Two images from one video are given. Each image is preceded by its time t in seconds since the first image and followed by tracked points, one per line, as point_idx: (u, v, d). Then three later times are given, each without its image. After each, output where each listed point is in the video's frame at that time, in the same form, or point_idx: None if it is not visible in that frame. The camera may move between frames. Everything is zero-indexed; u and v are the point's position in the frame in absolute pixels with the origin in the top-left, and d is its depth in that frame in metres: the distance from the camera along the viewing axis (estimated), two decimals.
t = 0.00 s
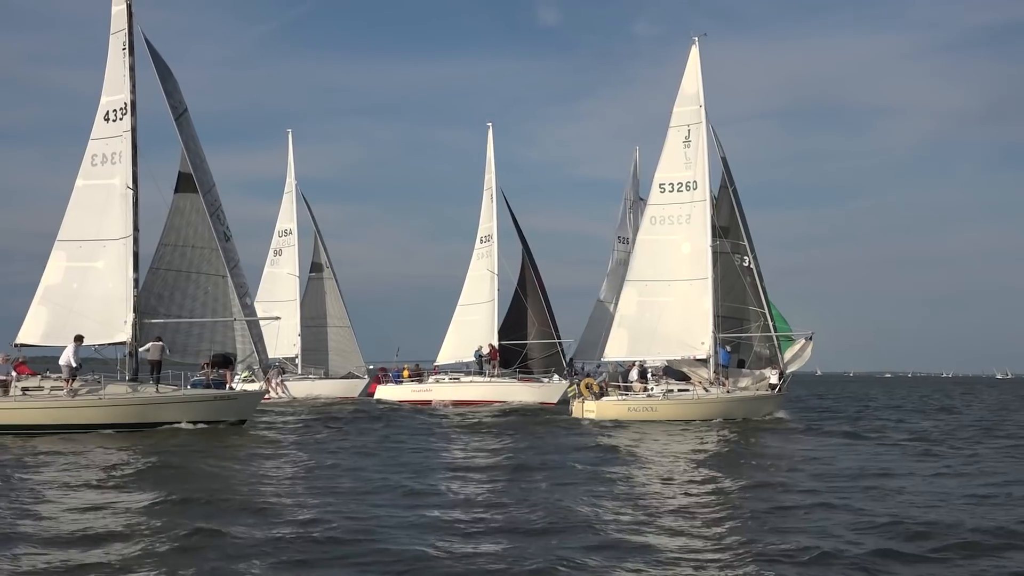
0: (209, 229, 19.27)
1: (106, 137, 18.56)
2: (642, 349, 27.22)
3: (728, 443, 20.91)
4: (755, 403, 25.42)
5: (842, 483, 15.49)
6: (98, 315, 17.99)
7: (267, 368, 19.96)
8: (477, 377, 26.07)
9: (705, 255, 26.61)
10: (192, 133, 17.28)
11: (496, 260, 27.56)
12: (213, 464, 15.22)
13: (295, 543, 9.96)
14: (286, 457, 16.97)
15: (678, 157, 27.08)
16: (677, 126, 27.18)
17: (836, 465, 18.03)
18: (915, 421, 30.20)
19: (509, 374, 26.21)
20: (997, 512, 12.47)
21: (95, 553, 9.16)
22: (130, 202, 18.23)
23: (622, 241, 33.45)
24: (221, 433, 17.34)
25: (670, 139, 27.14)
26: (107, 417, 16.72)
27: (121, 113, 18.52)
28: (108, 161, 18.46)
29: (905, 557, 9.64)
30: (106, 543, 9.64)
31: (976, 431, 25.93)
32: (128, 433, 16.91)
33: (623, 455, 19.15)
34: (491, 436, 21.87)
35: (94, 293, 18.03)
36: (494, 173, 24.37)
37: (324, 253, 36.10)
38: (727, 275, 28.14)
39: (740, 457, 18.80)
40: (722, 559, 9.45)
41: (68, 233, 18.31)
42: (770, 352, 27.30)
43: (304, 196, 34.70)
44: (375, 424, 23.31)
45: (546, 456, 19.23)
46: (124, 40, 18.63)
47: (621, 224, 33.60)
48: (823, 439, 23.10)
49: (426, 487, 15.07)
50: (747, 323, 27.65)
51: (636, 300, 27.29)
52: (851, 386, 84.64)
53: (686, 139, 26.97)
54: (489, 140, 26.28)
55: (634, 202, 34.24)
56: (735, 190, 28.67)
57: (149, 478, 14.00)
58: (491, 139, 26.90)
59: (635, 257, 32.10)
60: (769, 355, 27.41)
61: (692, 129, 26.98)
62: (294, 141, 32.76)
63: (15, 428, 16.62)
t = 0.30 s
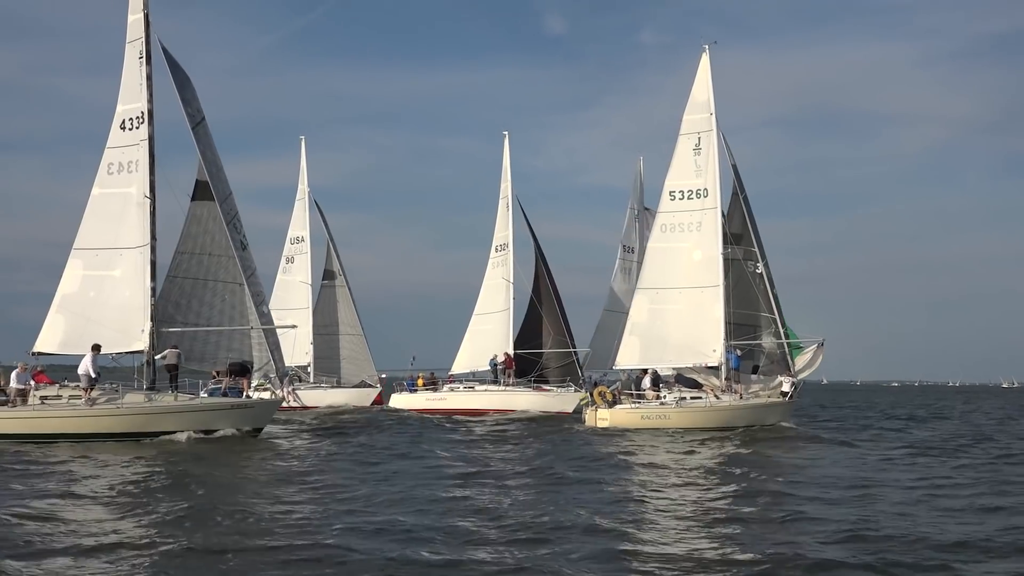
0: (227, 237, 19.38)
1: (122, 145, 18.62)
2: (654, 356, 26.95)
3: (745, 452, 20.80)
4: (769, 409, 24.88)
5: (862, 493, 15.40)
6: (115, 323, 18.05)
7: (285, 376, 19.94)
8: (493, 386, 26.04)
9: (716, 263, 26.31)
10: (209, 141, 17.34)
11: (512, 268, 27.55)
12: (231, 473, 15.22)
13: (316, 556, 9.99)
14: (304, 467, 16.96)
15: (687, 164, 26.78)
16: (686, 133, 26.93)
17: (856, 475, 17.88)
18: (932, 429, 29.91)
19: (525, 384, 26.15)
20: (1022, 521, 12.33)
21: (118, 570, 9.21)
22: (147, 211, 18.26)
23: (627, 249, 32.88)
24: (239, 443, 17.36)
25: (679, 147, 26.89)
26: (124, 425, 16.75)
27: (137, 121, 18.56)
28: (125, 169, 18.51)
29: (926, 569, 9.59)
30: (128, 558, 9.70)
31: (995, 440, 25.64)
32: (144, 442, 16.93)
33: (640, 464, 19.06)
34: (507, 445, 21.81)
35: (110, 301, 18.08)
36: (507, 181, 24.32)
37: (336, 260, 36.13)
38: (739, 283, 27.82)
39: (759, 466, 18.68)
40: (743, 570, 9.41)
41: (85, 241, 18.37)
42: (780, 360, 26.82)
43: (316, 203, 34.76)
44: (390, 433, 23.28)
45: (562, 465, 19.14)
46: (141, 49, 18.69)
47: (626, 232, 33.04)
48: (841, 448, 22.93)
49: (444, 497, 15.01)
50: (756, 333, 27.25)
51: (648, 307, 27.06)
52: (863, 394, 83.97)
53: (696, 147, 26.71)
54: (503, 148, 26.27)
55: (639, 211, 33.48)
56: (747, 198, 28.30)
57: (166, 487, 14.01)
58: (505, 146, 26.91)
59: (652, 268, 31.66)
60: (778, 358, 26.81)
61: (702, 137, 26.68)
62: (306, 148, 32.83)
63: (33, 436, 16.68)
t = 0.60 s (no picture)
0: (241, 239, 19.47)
1: (135, 147, 18.63)
2: (663, 358, 26.61)
3: (759, 454, 20.72)
4: (779, 410, 24.52)
5: (879, 494, 15.30)
6: (128, 324, 18.05)
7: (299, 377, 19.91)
8: (506, 387, 26.04)
9: (726, 264, 25.93)
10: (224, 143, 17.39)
11: (523, 269, 27.59)
12: (247, 473, 15.20)
13: (335, 554, 9.97)
14: (319, 467, 16.93)
15: (697, 166, 26.35)
16: (695, 135, 26.44)
17: (873, 476, 17.76)
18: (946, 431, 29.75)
19: (538, 386, 26.11)
20: None
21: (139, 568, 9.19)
22: (160, 213, 18.27)
23: (630, 253, 32.54)
24: (254, 444, 17.36)
25: (688, 149, 26.42)
26: (139, 427, 16.75)
27: (151, 123, 18.58)
28: (138, 171, 18.53)
29: (950, 569, 9.51)
30: (147, 558, 9.68)
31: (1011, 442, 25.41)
32: (160, 443, 16.93)
33: (655, 465, 18.97)
34: (520, 446, 21.76)
35: (124, 303, 18.08)
36: (518, 182, 24.27)
37: (346, 262, 36.14)
38: (749, 286, 27.53)
39: (774, 468, 18.57)
40: (765, 570, 9.36)
41: (99, 243, 18.39)
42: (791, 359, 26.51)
43: (326, 204, 34.77)
44: (402, 434, 23.22)
45: (576, 466, 19.07)
46: (154, 51, 18.71)
47: (629, 237, 32.73)
48: (855, 450, 22.79)
49: (460, 498, 14.95)
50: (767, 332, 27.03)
51: (657, 309, 26.69)
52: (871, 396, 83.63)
53: (705, 148, 26.25)
54: (515, 149, 26.19)
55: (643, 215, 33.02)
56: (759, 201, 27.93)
57: (182, 487, 14.01)
58: (516, 147, 26.86)
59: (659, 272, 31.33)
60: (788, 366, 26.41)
61: (712, 138, 26.22)
62: (316, 150, 32.86)
63: (47, 437, 16.72)
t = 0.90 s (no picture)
0: (249, 239, 19.53)
1: (143, 148, 18.69)
2: (668, 360, 26.45)
3: (766, 454, 20.73)
4: (782, 413, 24.31)
5: (888, 495, 15.32)
6: (137, 325, 18.11)
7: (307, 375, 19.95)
8: (513, 387, 26.08)
9: (732, 266, 25.77)
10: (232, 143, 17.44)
11: (529, 268, 27.64)
12: (255, 472, 15.27)
13: (347, 553, 10.00)
14: (327, 466, 16.98)
15: (703, 168, 26.33)
16: (701, 138, 26.36)
17: (880, 477, 17.77)
18: (953, 432, 29.70)
19: (544, 386, 26.15)
20: None
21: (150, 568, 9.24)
22: (168, 213, 18.32)
23: (624, 253, 32.50)
24: (262, 443, 17.41)
25: (695, 152, 26.36)
26: (149, 426, 16.84)
27: (158, 124, 18.63)
28: (146, 171, 18.59)
29: (961, 570, 9.52)
30: (159, 556, 9.74)
31: (1018, 443, 25.36)
32: (169, 442, 17.00)
33: (661, 465, 19.01)
34: (526, 445, 21.80)
35: (132, 303, 18.15)
36: (524, 182, 24.29)
37: (349, 261, 36.19)
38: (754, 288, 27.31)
39: (781, 468, 18.58)
40: (777, 571, 9.38)
41: (107, 243, 18.46)
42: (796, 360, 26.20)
43: (330, 205, 34.82)
44: (409, 433, 23.28)
45: (584, 465, 19.12)
46: (162, 51, 18.76)
47: (625, 239, 32.66)
48: (862, 451, 22.78)
49: (467, 497, 14.99)
50: (772, 334, 26.77)
51: (662, 310, 26.55)
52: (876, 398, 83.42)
53: (712, 151, 26.16)
54: (521, 149, 26.22)
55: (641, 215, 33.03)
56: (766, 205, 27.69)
57: (192, 486, 14.08)
58: (522, 147, 26.88)
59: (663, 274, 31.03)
60: (793, 367, 26.12)
61: (719, 141, 26.12)
62: (321, 149, 32.90)
63: (56, 437, 16.80)
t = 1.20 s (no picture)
0: (258, 240, 19.65)
1: (153, 148, 18.73)
2: (674, 363, 26.18)
3: (775, 456, 20.71)
4: (786, 417, 24.21)
5: (899, 497, 15.28)
6: (146, 324, 18.15)
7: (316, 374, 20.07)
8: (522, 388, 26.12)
9: (737, 270, 25.54)
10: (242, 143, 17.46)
11: (538, 268, 27.70)
12: (264, 472, 15.31)
13: (361, 554, 10.03)
14: (337, 466, 16.98)
15: (708, 172, 26.13)
16: (708, 142, 26.23)
17: (887, 480, 17.75)
18: (961, 435, 29.62)
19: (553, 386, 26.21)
20: None
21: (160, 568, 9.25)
22: (177, 212, 18.34)
23: (623, 254, 32.45)
24: (272, 442, 17.43)
25: (701, 155, 26.23)
26: (158, 424, 16.89)
27: (168, 124, 18.67)
28: (155, 172, 18.63)
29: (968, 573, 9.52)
30: (170, 556, 9.74)
31: None
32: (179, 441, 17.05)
33: (668, 466, 19.03)
34: (534, 446, 21.81)
35: (141, 302, 18.19)
36: (533, 182, 24.31)
37: (353, 261, 36.23)
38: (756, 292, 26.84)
39: (788, 471, 18.57)
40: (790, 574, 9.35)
41: (116, 243, 18.51)
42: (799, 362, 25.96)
43: (336, 204, 34.86)
44: (416, 433, 23.31)
45: (591, 466, 19.13)
46: (172, 52, 18.81)
47: (626, 240, 32.59)
48: (868, 453, 22.76)
49: (475, 498, 15.00)
50: (773, 336, 26.40)
51: (667, 313, 26.28)
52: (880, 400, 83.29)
53: (718, 155, 26.02)
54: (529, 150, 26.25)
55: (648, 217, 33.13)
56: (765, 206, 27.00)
57: (201, 486, 14.12)
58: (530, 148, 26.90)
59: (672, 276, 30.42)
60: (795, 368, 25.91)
61: (725, 146, 26.02)
62: (327, 149, 32.90)
63: (66, 435, 16.84)
